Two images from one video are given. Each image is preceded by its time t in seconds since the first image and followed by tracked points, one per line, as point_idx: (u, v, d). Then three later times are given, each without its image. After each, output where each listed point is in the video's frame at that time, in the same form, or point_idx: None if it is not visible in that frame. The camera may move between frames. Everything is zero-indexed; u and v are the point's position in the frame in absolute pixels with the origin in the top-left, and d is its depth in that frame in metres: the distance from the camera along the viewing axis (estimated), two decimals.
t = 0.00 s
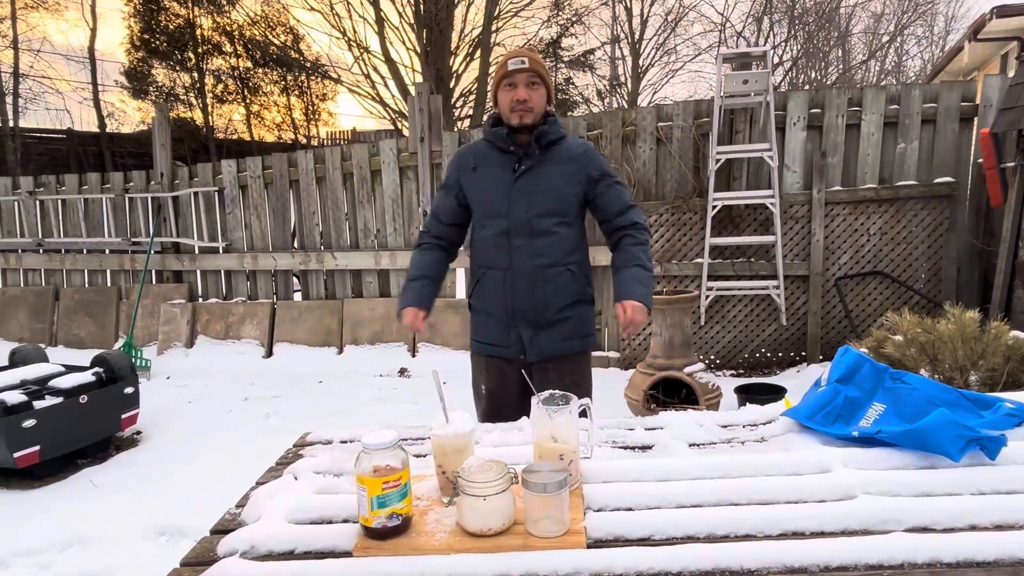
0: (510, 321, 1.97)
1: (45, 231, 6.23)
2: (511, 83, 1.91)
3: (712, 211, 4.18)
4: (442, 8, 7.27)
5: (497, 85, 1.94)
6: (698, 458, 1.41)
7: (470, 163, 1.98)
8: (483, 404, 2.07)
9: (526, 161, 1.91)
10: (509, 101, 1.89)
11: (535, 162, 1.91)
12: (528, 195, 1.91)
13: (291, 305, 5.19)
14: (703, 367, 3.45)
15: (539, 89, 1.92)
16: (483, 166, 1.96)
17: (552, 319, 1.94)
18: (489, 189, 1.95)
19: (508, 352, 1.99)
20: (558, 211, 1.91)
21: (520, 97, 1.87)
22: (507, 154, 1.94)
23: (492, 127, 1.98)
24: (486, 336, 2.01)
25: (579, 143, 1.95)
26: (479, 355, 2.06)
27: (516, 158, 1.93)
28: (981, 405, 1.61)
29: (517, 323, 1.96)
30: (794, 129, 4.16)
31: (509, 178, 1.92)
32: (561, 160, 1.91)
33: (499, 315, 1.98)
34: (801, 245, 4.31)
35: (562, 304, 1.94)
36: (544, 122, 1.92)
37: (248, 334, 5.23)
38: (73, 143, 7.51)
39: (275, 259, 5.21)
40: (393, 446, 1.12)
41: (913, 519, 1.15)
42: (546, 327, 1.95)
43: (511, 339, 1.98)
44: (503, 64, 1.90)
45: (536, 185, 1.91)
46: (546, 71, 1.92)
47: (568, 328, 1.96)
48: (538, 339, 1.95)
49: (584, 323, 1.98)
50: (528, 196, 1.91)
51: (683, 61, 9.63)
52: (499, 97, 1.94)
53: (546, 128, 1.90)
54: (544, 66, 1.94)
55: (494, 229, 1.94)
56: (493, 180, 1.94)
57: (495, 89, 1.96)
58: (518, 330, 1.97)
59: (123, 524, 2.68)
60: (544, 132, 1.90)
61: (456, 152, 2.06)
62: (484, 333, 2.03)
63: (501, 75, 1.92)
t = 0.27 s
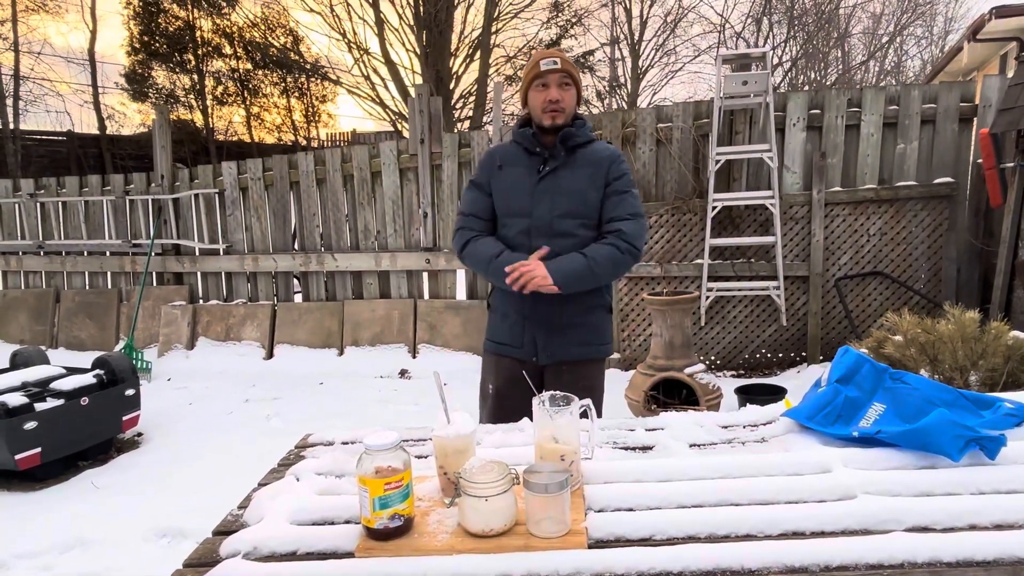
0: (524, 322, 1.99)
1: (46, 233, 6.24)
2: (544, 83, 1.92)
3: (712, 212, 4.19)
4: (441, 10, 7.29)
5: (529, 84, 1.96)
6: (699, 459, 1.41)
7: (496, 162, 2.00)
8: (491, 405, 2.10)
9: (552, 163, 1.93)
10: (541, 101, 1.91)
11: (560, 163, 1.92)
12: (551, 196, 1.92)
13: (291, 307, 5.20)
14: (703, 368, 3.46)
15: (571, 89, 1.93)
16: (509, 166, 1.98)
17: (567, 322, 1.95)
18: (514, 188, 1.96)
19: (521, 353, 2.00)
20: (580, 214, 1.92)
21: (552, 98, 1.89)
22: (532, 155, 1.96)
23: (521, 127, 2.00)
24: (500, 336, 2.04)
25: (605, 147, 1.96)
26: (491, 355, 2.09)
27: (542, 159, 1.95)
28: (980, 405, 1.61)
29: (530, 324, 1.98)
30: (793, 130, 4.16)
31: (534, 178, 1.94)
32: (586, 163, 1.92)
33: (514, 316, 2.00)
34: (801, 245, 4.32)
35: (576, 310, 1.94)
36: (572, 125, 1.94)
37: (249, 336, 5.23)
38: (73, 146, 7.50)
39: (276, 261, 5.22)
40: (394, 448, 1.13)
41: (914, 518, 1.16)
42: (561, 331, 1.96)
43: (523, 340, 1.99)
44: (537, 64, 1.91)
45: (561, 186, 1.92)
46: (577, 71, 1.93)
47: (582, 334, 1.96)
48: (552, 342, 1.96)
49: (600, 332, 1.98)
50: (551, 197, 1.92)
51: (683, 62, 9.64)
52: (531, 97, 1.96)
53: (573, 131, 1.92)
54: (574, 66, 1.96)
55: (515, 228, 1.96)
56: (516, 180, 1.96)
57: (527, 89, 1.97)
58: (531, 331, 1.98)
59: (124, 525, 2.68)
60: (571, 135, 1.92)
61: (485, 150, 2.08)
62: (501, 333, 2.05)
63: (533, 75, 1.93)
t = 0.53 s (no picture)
0: (528, 323, 1.99)
1: (46, 234, 6.24)
2: (547, 82, 1.93)
3: (712, 212, 4.19)
4: (441, 10, 7.30)
5: (533, 84, 1.97)
6: (699, 458, 1.42)
7: (504, 161, 1.99)
8: (498, 406, 2.13)
9: (559, 162, 1.92)
10: (545, 100, 1.92)
11: (567, 163, 1.91)
12: (557, 197, 1.91)
13: (291, 308, 5.20)
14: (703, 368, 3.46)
15: (575, 87, 1.93)
16: (516, 164, 1.97)
17: (571, 324, 1.95)
18: (520, 188, 1.96)
19: (525, 355, 2.01)
20: (587, 215, 1.91)
21: (556, 97, 1.89)
22: (540, 154, 1.95)
23: (528, 124, 1.99)
24: (505, 338, 2.06)
25: (614, 146, 1.94)
26: (497, 355, 2.11)
27: (549, 158, 1.93)
28: (980, 404, 1.61)
29: (534, 325, 1.98)
30: (793, 130, 4.16)
31: (540, 178, 1.94)
32: (593, 163, 1.90)
33: (517, 317, 2.01)
34: (801, 245, 4.32)
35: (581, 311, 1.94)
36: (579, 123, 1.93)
37: (249, 337, 5.23)
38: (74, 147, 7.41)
39: (276, 262, 5.22)
40: (394, 448, 1.13)
41: (914, 518, 1.16)
42: (564, 333, 1.96)
43: (527, 342, 2.00)
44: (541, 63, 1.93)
45: (568, 186, 1.91)
46: (581, 70, 1.93)
47: (587, 336, 1.96)
48: (555, 344, 1.97)
49: (604, 334, 1.98)
50: (558, 197, 1.92)
51: (683, 62, 9.65)
52: (536, 96, 1.97)
53: (581, 130, 1.90)
54: (579, 66, 1.96)
55: (520, 228, 1.96)
56: (523, 179, 1.95)
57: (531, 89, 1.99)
58: (535, 333, 1.99)
59: (125, 526, 2.68)
60: (578, 135, 1.90)
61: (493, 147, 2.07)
62: (505, 334, 2.07)
63: (537, 75, 1.94)
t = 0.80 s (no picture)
0: (529, 314, 1.98)
1: (45, 237, 6.24)
2: (541, 84, 1.94)
3: (711, 213, 4.19)
4: (440, 12, 7.30)
5: (528, 88, 1.98)
6: (698, 459, 1.42)
7: (501, 158, 2.03)
8: (499, 408, 2.12)
9: (555, 155, 1.94)
10: (539, 103, 1.93)
11: (563, 156, 1.93)
12: (555, 189, 1.94)
13: (290, 309, 5.19)
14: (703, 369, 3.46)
15: (570, 89, 1.93)
16: (513, 160, 2.01)
17: (572, 314, 1.95)
18: (517, 182, 1.99)
19: (525, 345, 2.00)
20: (585, 206, 1.93)
21: (550, 100, 1.90)
22: (536, 148, 1.98)
23: (523, 121, 2.02)
24: (505, 329, 2.04)
25: (609, 137, 1.97)
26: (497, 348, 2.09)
27: (545, 151, 1.96)
28: (979, 404, 1.62)
29: (535, 315, 1.98)
30: (791, 131, 4.17)
31: (537, 171, 1.96)
32: (590, 156, 1.94)
33: (517, 308, 2.00)
34: (800, 246, 4.32)
35: (582, 301, 1.94)
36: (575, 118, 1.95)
37: (249, 338, 5.23)
38: (71, 149, 7.48)
39: (275, 264, 5.22)
40: (393, 450, 1.13)
41: (912, 518, 1.16)
42: (565, 322, 1.96)
43: (526, 333, 1.99)
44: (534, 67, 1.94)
45: (565, 178, 1.94)
46: (575, 71, 1.94)
47: (588, 326, 1.96)
48: (556, 334, 1.96)
49: (605, 324, 1.97)
50: (555, 190, 1.94)
51: (682, 62, 9.66)
52: (531, 99, 1.98)
53: (577, 123, 1.93)
54: (574, 67, 1.96)
55: (520, 220, 1.98)
56: (520, 174, 1.98)
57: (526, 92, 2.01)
58: (535, 323, 1.98)
59: (125, 528, 2.68)
60: (574, 128, 1.93)
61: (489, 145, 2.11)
62: (505, 323, 2.05)
63: (531, 77, 1.95)
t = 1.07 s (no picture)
0: (527, 313, 1.98)
1: (44, 237, 6.24)
2: (537, 84, 1.94)
3: (710, 212, 4.20)
4: (438, 13, 7.31)
5: (524, 87, 1.98)
6: (698, 459, 1.42)
7: (498, 157, 2.03)
8: (499, 410, 2.12)
9: (552, 152, 1.94)
10: (535, 103, 1.93)
11: (561, 153, 1.94)
12: (552, 186, 1.94)
13: (289, 310, 5.19)
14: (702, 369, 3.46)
15: (566, 88, 1.94)
16: (510, 158, 2.01)
17: (569, 313, 1.94)
18: (514, 179, 1.99)
19: (522, 345, 1.99)
20: (583, 203, 1.93)
21: (546, 100, 1.90)
22: (533, 145, 1.98)
23: (520, 121, 2.02)
24: (503, 330, 2.04)
25: (606, 135, 1.98)
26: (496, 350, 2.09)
27: (542, 149, 1.96)
28: (979, 404, 1.62)
29: (532, 315, 1.97)
30: (790, 131, 4.17)
31: (534, 168, 1.96)
32: (587, 153, 1.94)
33: (515, 308, 2.00)
34: (798, 246, 4.32)
35: (579, 301, 1.93)
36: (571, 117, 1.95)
37: (248, 339, 5.23)
38: (70, 150, 7.45)
39: (274, 264, 5.22)
40: (393, 451, 1.13)
41: (912, 517, 1.16)
42: (562, 321, 1.95)
43: (524, 333, 1.99)
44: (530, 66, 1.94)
45: (562, 175, 1.94)
46: (571, 70, 1.94)
47: (585, 325, 1.95)
48: (554, 334, 1.96)
49: (602, 324, 1.97)
50: (552, 187, 1.94)
51: (680, 62, 9.67)
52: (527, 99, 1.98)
53: (575, 121, 1.93)
54: (570, 66, 1.96)
55: (517, 218, 1.98)
56: (517, 172, 1.98)
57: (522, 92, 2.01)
58: (533, 323, 1.97)
59: (124, 530, 2.68)
60: (571, 126, 1.93)
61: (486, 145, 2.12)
62: (503, 324, 2.05)
63: (527, 77, 1.95)
